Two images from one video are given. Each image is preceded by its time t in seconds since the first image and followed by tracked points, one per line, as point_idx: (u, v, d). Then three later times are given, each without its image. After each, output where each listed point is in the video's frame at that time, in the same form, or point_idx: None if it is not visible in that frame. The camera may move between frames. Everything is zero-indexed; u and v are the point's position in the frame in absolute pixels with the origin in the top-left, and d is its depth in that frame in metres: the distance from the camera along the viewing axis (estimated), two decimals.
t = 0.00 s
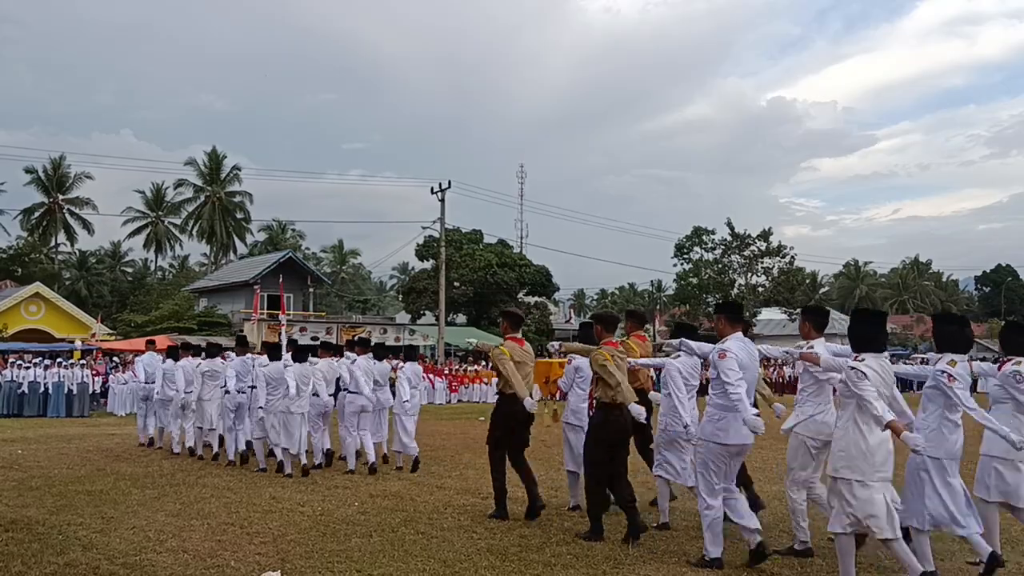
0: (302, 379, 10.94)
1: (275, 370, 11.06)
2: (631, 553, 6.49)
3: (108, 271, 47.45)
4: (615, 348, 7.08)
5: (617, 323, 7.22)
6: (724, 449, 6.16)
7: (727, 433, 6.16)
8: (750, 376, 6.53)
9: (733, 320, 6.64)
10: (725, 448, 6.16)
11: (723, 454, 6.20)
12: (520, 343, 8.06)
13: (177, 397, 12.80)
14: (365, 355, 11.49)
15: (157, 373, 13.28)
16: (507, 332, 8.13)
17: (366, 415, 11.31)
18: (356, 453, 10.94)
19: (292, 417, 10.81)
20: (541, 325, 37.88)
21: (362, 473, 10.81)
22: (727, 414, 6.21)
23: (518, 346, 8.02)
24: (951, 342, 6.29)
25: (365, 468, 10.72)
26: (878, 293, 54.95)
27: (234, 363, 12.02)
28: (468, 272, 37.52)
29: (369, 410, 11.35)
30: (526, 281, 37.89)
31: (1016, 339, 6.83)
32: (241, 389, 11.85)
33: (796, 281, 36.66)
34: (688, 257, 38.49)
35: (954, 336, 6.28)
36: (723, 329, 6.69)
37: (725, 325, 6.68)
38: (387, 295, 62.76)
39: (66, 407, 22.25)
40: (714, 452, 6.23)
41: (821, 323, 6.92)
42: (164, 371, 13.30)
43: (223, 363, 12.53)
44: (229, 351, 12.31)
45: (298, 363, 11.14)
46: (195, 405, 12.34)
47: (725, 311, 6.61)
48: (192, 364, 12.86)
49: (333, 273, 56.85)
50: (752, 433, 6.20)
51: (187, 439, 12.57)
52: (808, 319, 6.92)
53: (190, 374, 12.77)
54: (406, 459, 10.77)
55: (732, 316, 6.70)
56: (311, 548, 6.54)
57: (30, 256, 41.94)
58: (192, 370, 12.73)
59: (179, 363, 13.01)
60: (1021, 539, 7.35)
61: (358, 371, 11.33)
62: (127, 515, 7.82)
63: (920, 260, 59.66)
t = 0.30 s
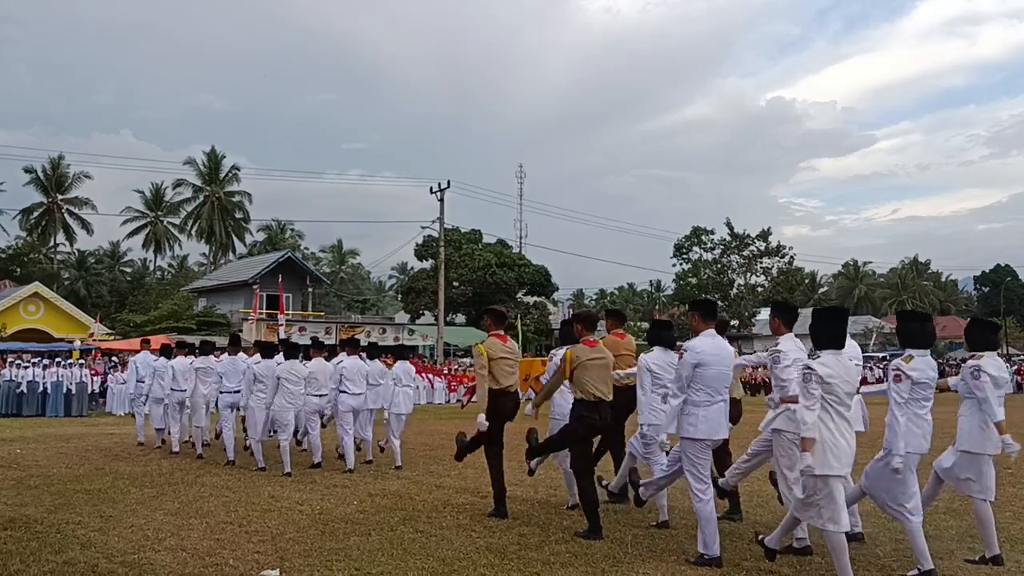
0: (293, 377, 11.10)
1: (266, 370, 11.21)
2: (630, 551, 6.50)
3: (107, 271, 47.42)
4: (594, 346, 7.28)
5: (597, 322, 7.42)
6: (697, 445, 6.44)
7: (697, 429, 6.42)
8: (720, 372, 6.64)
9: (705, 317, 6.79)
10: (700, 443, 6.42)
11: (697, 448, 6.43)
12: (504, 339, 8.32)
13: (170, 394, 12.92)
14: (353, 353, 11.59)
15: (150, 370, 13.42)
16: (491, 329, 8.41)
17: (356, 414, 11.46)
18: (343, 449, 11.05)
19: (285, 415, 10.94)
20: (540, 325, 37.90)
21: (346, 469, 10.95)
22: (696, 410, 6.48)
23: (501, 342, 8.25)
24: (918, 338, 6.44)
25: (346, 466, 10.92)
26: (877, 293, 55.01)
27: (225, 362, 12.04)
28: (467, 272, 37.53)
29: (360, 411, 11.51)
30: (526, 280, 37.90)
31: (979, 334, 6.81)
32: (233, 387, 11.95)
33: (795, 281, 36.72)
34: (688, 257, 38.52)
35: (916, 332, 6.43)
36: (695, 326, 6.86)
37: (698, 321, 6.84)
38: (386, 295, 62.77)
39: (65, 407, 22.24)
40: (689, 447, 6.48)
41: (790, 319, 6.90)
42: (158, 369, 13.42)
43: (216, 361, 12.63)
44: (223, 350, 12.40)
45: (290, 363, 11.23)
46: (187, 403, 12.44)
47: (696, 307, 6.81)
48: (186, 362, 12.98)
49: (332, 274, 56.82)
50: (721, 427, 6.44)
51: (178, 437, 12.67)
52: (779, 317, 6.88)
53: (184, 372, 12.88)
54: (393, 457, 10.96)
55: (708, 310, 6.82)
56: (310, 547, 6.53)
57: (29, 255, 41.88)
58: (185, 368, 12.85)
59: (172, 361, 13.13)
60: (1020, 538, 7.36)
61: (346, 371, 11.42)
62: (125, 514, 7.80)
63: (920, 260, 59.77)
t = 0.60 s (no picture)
0: (286, 375, 11.12)
1: (259, 368, 11.24)
2: (630, 549, 6.52)
3: (106, 271, 47.39)
4: (569, 347, 7.57)
5: (576, 324, 7.73)
6: (664, 440, 6.66)
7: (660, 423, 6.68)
8: (685, 372, 6.80)
9: (678, 319, 6.96)
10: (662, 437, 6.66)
11: (659, 443, 6.67)
12: (487, 341, 8.66)
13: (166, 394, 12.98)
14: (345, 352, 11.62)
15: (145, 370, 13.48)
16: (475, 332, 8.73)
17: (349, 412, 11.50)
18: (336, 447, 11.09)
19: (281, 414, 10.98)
20: (540, 325, 37.89)
21: (340, 467, 10.99)
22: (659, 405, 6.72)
23: (483, 345, 8.59)
24: (882, 339, 6.75)
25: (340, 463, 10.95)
26: (876, 293, 54.99)
27: (219, 361, 12.07)
28: (467, 272, 37.49)
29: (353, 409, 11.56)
30: (525, 280, 37.90)
31: (941, 337, 6.92)
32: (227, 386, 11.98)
33: (794, 281, 36.73)
34: (686, 257, 38.52)
35: (880, 334, 6.76)
36: (669, 327, 7.03)
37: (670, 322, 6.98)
38: (386, 296, 62.73)
39: (64, 406, 22.22)
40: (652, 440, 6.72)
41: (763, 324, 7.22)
42: (154, 369, 13.49)
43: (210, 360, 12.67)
44: (217, 350, 12.42)
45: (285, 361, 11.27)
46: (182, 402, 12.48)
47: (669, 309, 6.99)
48: (180, 362, 13.05)
49: (331, 274, 56.77)
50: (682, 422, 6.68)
51: (174, 436, 12.75)
52: (751, 320, 7.21)
53: (178, 371, 12.94)
54: (388, 455, 11.00)
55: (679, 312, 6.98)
56: (309, 545, 6.53)
57: (28, 255, 41.85)
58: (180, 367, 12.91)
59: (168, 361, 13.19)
60: (1019, 536, 7.37)
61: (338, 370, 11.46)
62: (124, 513, 7.80)
63: (919, 260, 59.77)
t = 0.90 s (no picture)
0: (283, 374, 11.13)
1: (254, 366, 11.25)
2: (628, 547, 6.50)
3: (104, 271, 47.35)
4: (555, 344, 7.73)
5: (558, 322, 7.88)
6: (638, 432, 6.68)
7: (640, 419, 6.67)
8: (667, 366, 6.78)
9: (655, 316, 6.98)
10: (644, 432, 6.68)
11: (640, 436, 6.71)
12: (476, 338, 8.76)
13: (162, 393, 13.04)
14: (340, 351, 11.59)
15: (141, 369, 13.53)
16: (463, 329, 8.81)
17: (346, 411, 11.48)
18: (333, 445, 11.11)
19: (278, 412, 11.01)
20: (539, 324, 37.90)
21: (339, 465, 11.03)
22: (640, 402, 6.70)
23: (472, 341, 8.68)
24: (848, 335, 6.87)
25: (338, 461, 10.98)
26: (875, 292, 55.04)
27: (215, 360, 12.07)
28: (466, 271, 37.40)
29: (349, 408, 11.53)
30: (524, 280, 37.93)
31: (908, 332, 7.19)
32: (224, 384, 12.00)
33: (793, 281, 36.75)
34: (685, 256, 38.54)
35: (847, 330, 6.88)
36: (645, 325, 7.03)
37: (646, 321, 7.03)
38: (384, 295, 62.72)
39: (63, 405, 22.21)
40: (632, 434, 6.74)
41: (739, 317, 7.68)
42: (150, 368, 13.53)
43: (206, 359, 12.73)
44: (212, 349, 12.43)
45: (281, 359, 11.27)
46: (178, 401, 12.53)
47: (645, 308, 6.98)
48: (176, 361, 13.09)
49: (330, 273, 56.75)
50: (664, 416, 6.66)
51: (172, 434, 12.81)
52: (726, 315, 7.68)
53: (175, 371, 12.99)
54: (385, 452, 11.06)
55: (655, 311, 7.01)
56: (308, 543, 6.52)
57: (27, 255, 41.83)
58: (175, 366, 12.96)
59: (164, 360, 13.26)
60: (1018, 534, 7.38)
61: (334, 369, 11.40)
62: (123, 511, 7.79)
63: (918, 260, 59.84)
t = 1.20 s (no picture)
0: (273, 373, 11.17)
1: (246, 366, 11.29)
2: (627, 546, 6.49)
3: (103, 271, 47.27)
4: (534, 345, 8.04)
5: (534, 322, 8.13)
6: (609, 431, 6.77)
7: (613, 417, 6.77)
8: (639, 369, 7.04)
9: (628, 318, 7.13)
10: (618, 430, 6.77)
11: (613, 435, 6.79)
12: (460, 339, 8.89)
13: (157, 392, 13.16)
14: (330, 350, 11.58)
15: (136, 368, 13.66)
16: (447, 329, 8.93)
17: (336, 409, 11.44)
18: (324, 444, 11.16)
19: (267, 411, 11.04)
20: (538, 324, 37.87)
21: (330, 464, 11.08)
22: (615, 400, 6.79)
23: (458, 341, 8.81)
24: (818, 338, 7.22)
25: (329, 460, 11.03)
26: (874, 292, 55.10)
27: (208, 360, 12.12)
28: (465, 270, 37.41)
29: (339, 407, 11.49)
30: (523, 279, 37.92)
31: (877, 335, 7.21)
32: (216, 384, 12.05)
33: (792, 280, 36.74)
34: (684, 256, 38.54)
35: (815, 333, 7.22)
36: (618, 326, 7.18)
37: (621, 321, 7.21)
38: (383, 294, 62.68)
39: (61, 404, 22.18)
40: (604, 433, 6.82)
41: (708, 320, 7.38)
42: (144, 368, 13.66)
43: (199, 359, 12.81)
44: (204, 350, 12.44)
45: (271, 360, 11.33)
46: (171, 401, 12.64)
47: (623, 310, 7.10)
48: (169, 360, 13.20)
49: (329, 273, 56.74)
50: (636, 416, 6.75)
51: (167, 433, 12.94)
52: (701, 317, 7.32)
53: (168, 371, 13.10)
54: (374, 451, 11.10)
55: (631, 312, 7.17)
56: (306, 541, 6.52)
57: (26, 254, 41.79)
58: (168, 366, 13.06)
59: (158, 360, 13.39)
60: (1017, 532, 7.39)
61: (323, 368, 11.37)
62: (122, 509, 7.79)
63: (917, 260, 59.92)
